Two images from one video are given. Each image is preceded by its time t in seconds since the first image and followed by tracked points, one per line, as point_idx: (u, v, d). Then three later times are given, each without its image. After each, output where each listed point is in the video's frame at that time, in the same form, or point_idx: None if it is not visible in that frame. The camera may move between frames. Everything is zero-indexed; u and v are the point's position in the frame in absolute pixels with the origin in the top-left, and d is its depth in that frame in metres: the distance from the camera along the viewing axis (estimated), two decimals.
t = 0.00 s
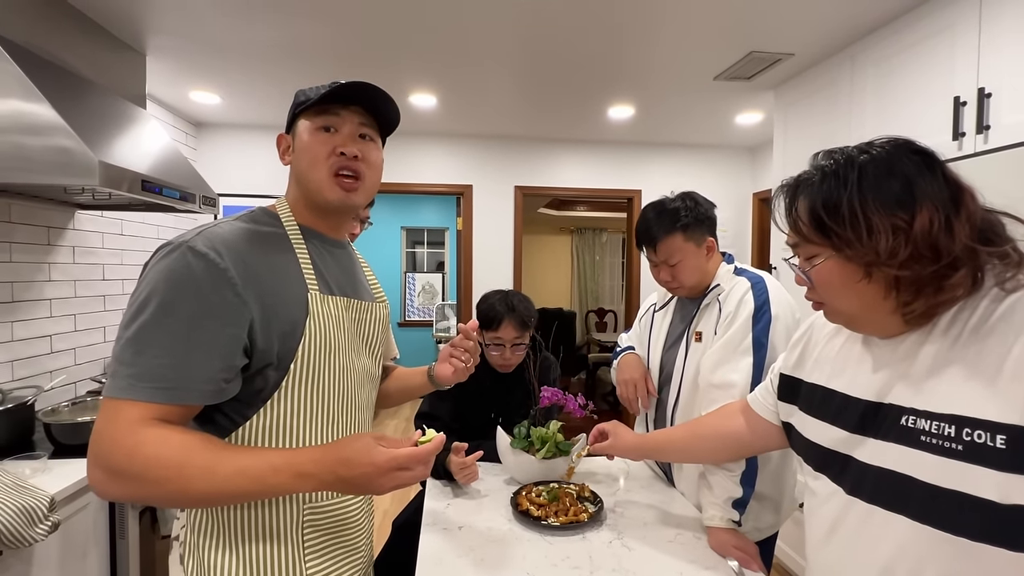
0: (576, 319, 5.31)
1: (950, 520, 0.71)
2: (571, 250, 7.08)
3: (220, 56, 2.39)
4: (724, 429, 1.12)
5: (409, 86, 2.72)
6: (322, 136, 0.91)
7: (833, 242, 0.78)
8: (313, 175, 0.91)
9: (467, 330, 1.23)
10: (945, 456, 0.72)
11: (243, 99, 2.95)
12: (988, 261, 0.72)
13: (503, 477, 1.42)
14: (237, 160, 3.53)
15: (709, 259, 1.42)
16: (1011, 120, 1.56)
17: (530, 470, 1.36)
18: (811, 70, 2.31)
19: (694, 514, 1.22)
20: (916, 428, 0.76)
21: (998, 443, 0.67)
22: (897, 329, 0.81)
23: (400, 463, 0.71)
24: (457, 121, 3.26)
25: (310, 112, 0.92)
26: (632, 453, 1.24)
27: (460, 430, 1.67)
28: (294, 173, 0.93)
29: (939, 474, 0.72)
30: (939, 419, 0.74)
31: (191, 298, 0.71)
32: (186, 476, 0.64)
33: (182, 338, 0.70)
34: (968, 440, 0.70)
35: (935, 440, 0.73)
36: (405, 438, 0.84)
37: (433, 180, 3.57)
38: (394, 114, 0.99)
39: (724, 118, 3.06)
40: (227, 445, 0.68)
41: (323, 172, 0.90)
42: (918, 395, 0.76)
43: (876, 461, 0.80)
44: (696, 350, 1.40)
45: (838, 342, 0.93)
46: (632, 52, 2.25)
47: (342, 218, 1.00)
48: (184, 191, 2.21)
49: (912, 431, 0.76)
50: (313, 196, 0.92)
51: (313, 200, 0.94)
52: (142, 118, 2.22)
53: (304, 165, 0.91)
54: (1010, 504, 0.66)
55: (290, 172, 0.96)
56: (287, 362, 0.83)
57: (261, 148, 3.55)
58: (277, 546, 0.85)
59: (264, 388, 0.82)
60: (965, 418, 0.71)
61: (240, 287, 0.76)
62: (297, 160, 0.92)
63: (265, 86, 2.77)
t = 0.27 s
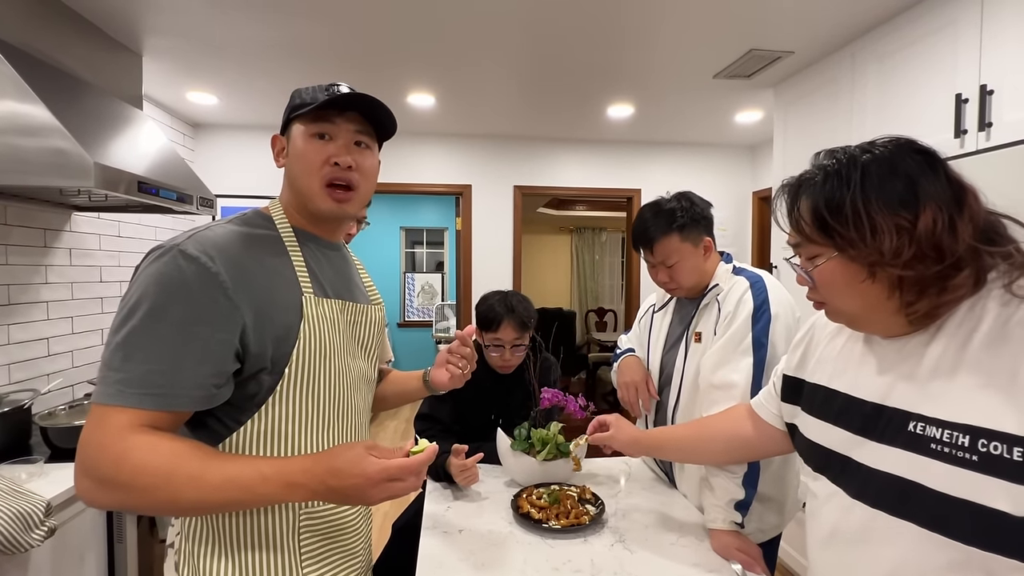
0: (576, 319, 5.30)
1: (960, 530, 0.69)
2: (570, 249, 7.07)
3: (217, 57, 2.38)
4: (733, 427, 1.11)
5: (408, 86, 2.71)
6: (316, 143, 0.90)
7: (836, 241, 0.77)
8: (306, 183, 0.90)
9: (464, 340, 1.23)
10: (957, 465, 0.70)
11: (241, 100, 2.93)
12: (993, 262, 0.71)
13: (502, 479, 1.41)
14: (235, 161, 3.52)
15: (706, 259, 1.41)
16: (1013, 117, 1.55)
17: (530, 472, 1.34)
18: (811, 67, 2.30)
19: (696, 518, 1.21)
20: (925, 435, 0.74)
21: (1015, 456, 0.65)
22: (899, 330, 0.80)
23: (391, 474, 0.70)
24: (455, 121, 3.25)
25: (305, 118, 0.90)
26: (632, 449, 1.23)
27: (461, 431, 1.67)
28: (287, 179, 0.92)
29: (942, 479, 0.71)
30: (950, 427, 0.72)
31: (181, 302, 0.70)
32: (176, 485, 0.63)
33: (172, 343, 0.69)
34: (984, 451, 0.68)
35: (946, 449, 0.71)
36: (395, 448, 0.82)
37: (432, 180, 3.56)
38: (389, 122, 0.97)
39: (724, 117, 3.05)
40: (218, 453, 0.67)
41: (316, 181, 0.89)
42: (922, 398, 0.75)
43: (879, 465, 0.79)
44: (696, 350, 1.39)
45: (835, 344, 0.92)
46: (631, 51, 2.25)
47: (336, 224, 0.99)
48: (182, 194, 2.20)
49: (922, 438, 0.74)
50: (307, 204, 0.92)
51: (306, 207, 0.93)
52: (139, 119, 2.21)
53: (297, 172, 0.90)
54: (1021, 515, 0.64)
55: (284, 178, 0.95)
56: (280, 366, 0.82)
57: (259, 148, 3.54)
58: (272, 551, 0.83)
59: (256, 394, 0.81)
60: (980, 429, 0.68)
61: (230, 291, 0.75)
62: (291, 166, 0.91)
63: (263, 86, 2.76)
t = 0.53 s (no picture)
0: (576, 318, 5.29)
1: (966, 528, 0.67)
2: (570, 249, 7.06)
3: (214, 57, 2.37)
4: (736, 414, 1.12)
5: (406, 85, 2.70)
6: (312, 146, 0.89)
7: (851, 234, 0.76)
8: (302, 185, 0.89)
9: (462, 347, 1.23)
10: (970, 464, 0.68)
11: (239, 100, 2.93)
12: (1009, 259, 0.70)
13: (502, 480, 1.41)
14: (234, 161, 3.51)
15: (705, 258, 1.41)
16: (1014, 113, 1.54)
17: (530, 474, 1.34)
18: (811, 65, 2.29)
19: (696, 519, 1.20)
20: (935, 433, 0.72)
21: None
22: (908, 325, 0.79)
23: (389, 477, 0.70)
24: (454, 121, 3.24)
25: (302, 120, 0.89)
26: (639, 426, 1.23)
27: (460, 431, 1.66)
28: (283, 181, 0.92)
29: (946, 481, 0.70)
30: (963, 425, 0.69)
31: (175, 304, 0.69)
32: (169, 490, 0.62)
33: (165, 345, 0.68)
34: (998, 449, 0.66)
35: (958, 447, 0.69)
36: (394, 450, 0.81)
37: (431, 180, 3.55)
38: (387, 126, 0.96)
39: (723, 115, 3.04)
40: (213, 457, 0.67)
41: (313, 184, 0.89)
42: (925, 398, 0.75)
43: (881, 466, 0.78)
44: (695, 350, 1.38)
45: (843, 338, 0.92)
46: (629, 49, 2.24)
47: (332, 226, 0.98)
48: (180, 194, 2.19)
49: (933, 436, 0.72)
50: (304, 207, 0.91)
51: (302, 209, 0.92)
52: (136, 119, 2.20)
53: (293, 175, 0.89)
54: None
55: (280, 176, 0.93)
56: (274, 370, 0.81)
57: (257, 149, 3.53)
58: (266, 558, 0.83)
59: (249, 397, 0.80)
60: (998, 427, 0.66)
61: (225, 293, 0.74)
62: (286, 168, 0.90)
63: (261, 86, 2.75)
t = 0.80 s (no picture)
0: (574, 317, 5.29)
1: (968, 521, 0.67)
2: (569, 248, 7.05)
3: (210, 56, 2.36)
4: (757, 407, 1.10)
5: (403, 85, 2.69)
6: (306, 146, 0.89)
7: (889, 222, 0.74)
8: (297, 185, 0.89)
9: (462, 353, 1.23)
10: (978, 457, 0.67)
11: (235, 100, 2.91)
12: None
13: (501, 480, 1.41)
14: (231, 161, 3.50)
15: (704, 256, 1.41)
16: (1011, 111, 1.54)
17: (529, 474, 1.34)
18: (808, 63, 2.29)
19: (695, 518, 1.20)
20: (943, 427, 0.71)
21: None
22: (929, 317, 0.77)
23: (389, 480, 0.69)
24: (452, 120, 3.23)
25: (296, 120, 0.89)
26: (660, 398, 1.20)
27: (459, 431, 1.66)
28: (277, 180, 0.91)
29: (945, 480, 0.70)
30: (972, 418, 0.69)
31: (169, 306, 0.69)
32: (164, 495, 0.61)
33: (158, 348, 0.67)
34: (1007, 443, 0.64)
35: (966, 440, 0.68)
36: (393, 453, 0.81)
37: (429, 179, 3.54)
38: (382, 125, 0.96)
39: (721, 114, 3.04)
40: (209, 461, 0.66)
41: (307, 184, 0.88)
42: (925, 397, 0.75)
43: (880, 465, 0.78)
44: (694, 349, 1.38)
45: (849, 338, 0.92)
46: (627, 48, 2.23)
47: (326, 226, 0.98)
48: (176, 195, 2.18)
49: (940, 429, 0.71)
50: (298, 207, 0.90)
51: (296, 209, 0.92)
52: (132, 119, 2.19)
53: (287, 174, 0.89)
54: None
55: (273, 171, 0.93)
56: (269, 372, 0.81)
57: (254, 149, 3.52)
58: (262, 561, 0.82)
59: (243, 400, 0.80)
60: (1006, 420, 0.65)
61: (219, 295, 0.74)
62: (280, 168, 0.90)
63: (257, 86, 2.74)
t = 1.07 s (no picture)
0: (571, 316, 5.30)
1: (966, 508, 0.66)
2: (565, 246, 7.06)
3: (204, 54, 2.34)
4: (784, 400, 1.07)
5: (398, 83, 2.68)
6: (304, 145, 0.88)
7: (950, 211, 0.66)
8: (295, 184, 0.88)
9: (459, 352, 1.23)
10: (974, 444, 0.66)
11: (229, 98, 2.90)
12: None
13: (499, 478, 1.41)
14: (225, 160, 3.48)
15: (702, 250, 1.41)
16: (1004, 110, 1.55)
17: (526, 472, 1.34)
18: (803, 61, 2.30)
19: (694, 515, 1.20)
20: (944, 415, 0.71)
21: None
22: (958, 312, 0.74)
23: (395, 472, 0.69)
24: (447, 118, 3.23)
25: (294, 118, 0.88)
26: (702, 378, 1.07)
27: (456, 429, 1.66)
28: (274, 179, 0.90)
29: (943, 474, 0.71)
30: (970, 405, 0.68)
31: (165, 304, 0.69)
32: (167, 495, 0.61)
33: (155, 346, 0.67)
34: (1001, 430, 0.64)
35: (963, 428, 0.68)
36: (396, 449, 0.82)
37: (425, 178, 3.54)
38: (380, 126, 0.97)
39: (716, 112, 3.05)
40: (211, 459, 0.66)
41: (307, 184, 0.88)
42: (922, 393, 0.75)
43: (878, 461, 0.79)
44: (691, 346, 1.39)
45: (856, 334, 0.91)
46: (622, 46, 2.23)
47: (322, 224, 0.97)
48: (171, 194, 2.17)
49: (939, 418, 0.71)
50: (297, 205, 0.90)
51: (294, 208, 0.91)
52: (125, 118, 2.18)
53: (285, 174, 0.88)
54: None
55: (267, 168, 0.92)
56: (266, 370, 0.81)
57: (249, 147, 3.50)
58: (259, 561, 0.82)
59: (241, 399, 0.80)
60: (1002, 408, 0.64)
61: (217, 292, 0.74)
62: (278, 167, 0.89)
63: (252, 84, 2.73)
